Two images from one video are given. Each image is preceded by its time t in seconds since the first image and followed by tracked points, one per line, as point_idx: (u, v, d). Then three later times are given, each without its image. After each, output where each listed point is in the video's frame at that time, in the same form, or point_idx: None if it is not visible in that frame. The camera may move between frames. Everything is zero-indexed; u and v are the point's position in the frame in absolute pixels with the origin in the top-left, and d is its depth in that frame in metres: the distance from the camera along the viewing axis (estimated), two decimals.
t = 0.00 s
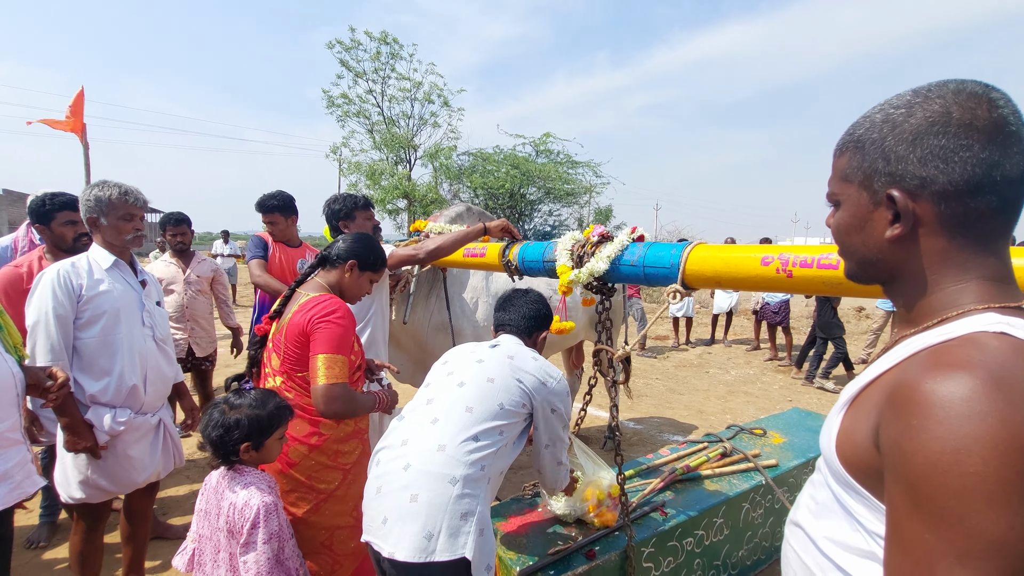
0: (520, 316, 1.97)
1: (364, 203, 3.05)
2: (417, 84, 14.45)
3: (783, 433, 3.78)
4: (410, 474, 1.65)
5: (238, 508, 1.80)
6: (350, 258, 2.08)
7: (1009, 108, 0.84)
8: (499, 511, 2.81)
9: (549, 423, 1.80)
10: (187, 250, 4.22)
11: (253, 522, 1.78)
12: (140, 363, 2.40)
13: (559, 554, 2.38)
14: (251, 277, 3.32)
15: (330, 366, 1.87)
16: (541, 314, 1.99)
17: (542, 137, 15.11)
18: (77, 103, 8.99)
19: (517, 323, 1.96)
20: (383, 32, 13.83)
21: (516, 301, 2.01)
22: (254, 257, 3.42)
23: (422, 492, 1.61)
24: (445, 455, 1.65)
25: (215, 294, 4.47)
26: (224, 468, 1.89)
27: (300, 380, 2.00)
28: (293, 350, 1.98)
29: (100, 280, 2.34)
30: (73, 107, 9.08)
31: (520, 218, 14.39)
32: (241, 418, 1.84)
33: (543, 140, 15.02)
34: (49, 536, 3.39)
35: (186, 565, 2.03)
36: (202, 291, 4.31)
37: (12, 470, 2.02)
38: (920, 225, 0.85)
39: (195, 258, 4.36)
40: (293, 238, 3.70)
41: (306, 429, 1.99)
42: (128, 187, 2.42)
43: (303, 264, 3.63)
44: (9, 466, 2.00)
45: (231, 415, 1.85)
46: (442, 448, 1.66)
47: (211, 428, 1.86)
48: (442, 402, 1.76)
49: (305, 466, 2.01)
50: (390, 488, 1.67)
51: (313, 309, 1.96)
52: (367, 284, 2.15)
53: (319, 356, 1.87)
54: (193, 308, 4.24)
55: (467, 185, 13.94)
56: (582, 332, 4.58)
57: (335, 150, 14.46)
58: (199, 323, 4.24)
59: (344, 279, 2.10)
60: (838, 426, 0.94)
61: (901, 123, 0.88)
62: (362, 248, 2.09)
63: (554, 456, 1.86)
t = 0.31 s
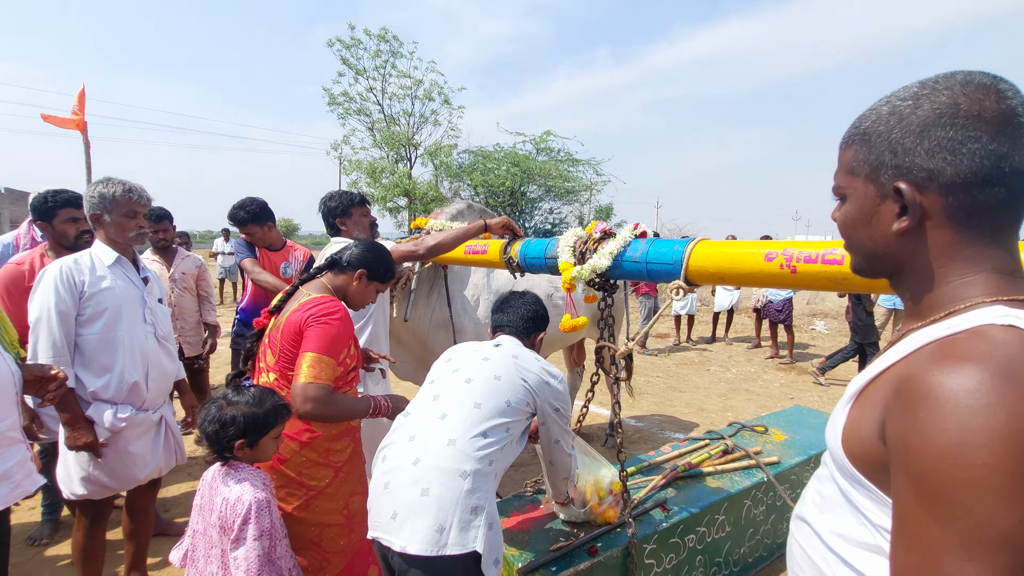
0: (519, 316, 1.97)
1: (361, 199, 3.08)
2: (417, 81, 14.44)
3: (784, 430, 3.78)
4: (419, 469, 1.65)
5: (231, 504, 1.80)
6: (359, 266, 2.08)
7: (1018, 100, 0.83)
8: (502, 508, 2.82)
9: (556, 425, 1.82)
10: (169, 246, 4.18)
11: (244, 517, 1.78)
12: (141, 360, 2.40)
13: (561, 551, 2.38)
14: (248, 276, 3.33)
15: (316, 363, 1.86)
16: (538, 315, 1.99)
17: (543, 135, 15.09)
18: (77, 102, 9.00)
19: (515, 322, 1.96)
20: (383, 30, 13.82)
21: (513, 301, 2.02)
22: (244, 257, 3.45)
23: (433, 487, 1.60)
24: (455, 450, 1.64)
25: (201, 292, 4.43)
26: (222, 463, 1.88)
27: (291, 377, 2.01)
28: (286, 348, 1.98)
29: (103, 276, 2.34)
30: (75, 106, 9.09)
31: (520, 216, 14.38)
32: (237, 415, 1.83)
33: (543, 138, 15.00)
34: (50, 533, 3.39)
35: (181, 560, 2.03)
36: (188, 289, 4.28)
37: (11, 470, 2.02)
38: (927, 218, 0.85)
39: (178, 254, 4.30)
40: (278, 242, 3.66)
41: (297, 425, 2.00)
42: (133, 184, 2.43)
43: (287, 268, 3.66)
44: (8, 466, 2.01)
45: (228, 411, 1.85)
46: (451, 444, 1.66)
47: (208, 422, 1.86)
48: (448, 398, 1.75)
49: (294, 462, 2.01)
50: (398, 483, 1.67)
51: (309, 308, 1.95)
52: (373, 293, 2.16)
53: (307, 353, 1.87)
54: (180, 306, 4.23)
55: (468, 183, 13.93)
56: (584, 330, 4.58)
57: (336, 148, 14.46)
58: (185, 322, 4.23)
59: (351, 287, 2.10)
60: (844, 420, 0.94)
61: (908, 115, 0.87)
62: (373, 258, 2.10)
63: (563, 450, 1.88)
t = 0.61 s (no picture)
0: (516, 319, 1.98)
1: (364, 202, 3.08)
2: (418, 82, 14.45)
3: (785, 431, 3.79)
4: (428, 474, 1.66)
5: (235, 512, 1.81)
6: (365, 276, 2.09)
7: (1017, 110, 0.85)
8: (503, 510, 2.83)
9: (562, 422, 1.83)
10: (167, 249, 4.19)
11: (250, 525, 1.79)
12: (143, 362, 2.41)
13: (562, 552, 2.39)
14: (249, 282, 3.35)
15: (316, 371, 1.87)
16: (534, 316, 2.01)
17: (543, 135, 15.09)
18: (77, 102, 9.01)
19: (513, 325, 1.97)
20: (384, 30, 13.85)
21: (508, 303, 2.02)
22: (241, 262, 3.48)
23: (443, 493, 1.61)
24: (463, 454, 1.65)
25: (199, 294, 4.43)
26: (226, 469, 1.89)
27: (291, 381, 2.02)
28: (288, 353, 1.99)
29: (107, 278, 2.35)
30: (75, 106, 9.10)
31: (520, 217, 14.40)
32: (240, 421, 1.83)
33: (543, 138, 15.01)
34: (53, 534, 3.41)
35: (185, 566, 2.04)
36: (186, 291, 4.31)
37: (13, 474, 2.03)
38: (927, 227, 0.86)
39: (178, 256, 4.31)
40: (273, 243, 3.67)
41: (297, 428, 2.01)
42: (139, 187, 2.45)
43: (280, 270, 3.66)
44: (10, 469, 2.02)
45: (230, 417, 1.85)
46: (459, 448, 1.67)
47: (210, 429, 1.85)
48: (452, 401, 1.76)
49: (293, 465, 2.02)
50: (407, 488, 1.68)
51: (310, 313, 1.96)
52: (378, 303, 2.16)
53: (308, 359, 1.88)
54: (179, 308, 4.23)
55: (468, 184, 13.95)
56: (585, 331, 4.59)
57: (336, 148, 14.48)
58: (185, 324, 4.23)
59: (356, 297, 2.10)
60: (844, 425, 0.95)
61: (908, 125, 0.89)
62: (379, 269, 2.10)
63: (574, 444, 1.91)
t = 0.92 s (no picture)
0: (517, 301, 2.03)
1: (364, 196, 3.07)
2: (418, 77, 14.43)
3: (784, 426, 3.81)
4: (429, 476, 1.67)
5: (239, 511, 1.81)
6: (348, 254, 2.10)
7: (1010, 102, 0.86)
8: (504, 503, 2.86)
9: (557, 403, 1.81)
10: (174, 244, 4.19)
11: (252, 525, 1.78)
12: (146, 355, 2.43)
13: (563, 545, 2.42)
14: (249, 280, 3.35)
15: (359, 374, 2.04)
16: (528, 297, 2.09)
17: (543, 131, 15.07)
18: (77, 97, 9.00)
19: (515, 306, 2.01)
20: (384, 25, 13.82)
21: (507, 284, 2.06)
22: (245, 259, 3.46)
23: (443, 496, 1.63)
24: (463, 456, 1.67)
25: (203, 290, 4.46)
26: (230, 466, 1.89)
27: (299, 379, 2.04)
28: (297, 351, 2.00)
29: (110, 272, 2.37)
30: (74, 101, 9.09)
31: (520, 212, 14.41)
32: (249, 416, 1.85)
33: (543, 134, 15.00)
34: (55, 528, 3.43)
35: (190, 561, 2.05)
36: (191, 287, 4.29)
37: (15, 466, 2.04)
38: (923, 218, 0.88)
39: (184, 252, 4.31)
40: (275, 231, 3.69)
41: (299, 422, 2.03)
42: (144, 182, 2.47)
43: (288, 258, 3.66)
44: (12, 461, 2.04)
45: (239, 412, 1.86)
46: (459, 448, 1.68)
47: (218, 424, 1.88)
48: (450, 398, 1.78)
49: (298, 458, 2.04)
50: (408, 490, 1.69)
51: (321, 316, 1.96)
52: (368, 281, 2.17)
53: (348, 368, 2.00)
54: (185, 304, 4.24)
55: (468, 179, 13.95)
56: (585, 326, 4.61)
57: (335, 144, 14.47)
58: (188, 319, 4.23)
59: (346, 278, 2.12)
60: (841, 413, 0.97)
61: (903, 118, 0.90)
62: (361, 244, 2.11)
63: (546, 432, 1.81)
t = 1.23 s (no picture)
0: (503, 278, 1.95)
1: (361, 194, 3.09)
2: (416, 73, 14.39)
3: (782, 422, 3.84)
4: (416, 502, 1.63)
5: (240, 513, 1.82)
6: (340, 251, 2.11)
7: (993, 102, 0.87)
8: (503, 500, 2.88)
9: (549, 393, 1.73)
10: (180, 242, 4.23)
11: (254, 528, 1.79)
12: (146, 353, 2.44)
13: (562, 541, 2.43)
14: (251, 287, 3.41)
15: (354, 374, 2.04)
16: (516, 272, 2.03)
17: (542, 128, 15.05)
18: (75, 93, 9.00)
19: (499, 285, 1.94)
20: (382, 21, 13.77)
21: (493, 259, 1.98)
22: (245, 266, 3.48)
23: (432, 523, 1.60)
24: (451, 479, 1.63)
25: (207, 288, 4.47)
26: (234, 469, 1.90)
27: (297, 377, 2.05)
28: (294, 349, 2.00)
29: (110, 270, 2.37)
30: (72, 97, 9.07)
31: (519, 209, 14.40)
32: (251, 417, 1.86)
33: (542, 130, 14.97)
34: (56, 525, 3.45)
35: (185, 566, 2.04)
36: (195, 286, 4.30)
37: (16, 463, 2.06)
38: (910, 217, 0.89)
39: (190, 250, 4.35)
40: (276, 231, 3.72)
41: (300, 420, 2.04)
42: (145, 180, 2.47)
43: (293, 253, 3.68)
44: (15, 458, 2.06)
45: (240, 415, 1.87)
46: (446, 471, 1.64)
47: (221, 426, 1.88)
48: (433, 414, 1.72)
49: (300, 455, 2.06)
50: (396, 516, 1.65)
51: (321, 316, 1.97)
52: (361, 278, 2.17)
53: (342, 367, 2.00)
54: (187, 303, 4.25)
55: (466, 176, 13.94)
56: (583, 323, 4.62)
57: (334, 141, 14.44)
58: (189, 318, 4.24)
59: (338, 275, 2.14)
60: (831, 410, 0.99)
61: (889, 119, 0.91)
62: (353, 241, 2.11)
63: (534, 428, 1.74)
